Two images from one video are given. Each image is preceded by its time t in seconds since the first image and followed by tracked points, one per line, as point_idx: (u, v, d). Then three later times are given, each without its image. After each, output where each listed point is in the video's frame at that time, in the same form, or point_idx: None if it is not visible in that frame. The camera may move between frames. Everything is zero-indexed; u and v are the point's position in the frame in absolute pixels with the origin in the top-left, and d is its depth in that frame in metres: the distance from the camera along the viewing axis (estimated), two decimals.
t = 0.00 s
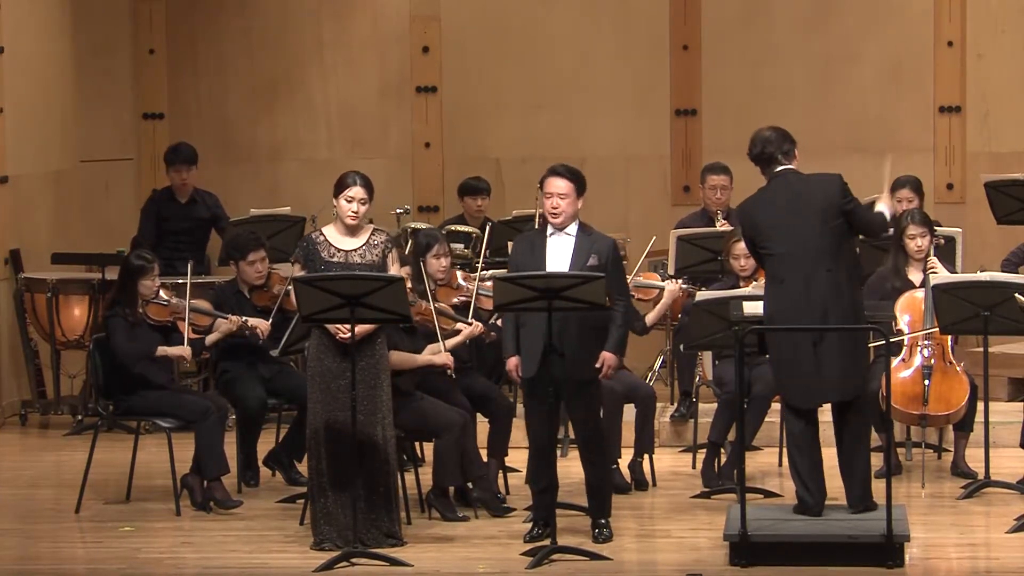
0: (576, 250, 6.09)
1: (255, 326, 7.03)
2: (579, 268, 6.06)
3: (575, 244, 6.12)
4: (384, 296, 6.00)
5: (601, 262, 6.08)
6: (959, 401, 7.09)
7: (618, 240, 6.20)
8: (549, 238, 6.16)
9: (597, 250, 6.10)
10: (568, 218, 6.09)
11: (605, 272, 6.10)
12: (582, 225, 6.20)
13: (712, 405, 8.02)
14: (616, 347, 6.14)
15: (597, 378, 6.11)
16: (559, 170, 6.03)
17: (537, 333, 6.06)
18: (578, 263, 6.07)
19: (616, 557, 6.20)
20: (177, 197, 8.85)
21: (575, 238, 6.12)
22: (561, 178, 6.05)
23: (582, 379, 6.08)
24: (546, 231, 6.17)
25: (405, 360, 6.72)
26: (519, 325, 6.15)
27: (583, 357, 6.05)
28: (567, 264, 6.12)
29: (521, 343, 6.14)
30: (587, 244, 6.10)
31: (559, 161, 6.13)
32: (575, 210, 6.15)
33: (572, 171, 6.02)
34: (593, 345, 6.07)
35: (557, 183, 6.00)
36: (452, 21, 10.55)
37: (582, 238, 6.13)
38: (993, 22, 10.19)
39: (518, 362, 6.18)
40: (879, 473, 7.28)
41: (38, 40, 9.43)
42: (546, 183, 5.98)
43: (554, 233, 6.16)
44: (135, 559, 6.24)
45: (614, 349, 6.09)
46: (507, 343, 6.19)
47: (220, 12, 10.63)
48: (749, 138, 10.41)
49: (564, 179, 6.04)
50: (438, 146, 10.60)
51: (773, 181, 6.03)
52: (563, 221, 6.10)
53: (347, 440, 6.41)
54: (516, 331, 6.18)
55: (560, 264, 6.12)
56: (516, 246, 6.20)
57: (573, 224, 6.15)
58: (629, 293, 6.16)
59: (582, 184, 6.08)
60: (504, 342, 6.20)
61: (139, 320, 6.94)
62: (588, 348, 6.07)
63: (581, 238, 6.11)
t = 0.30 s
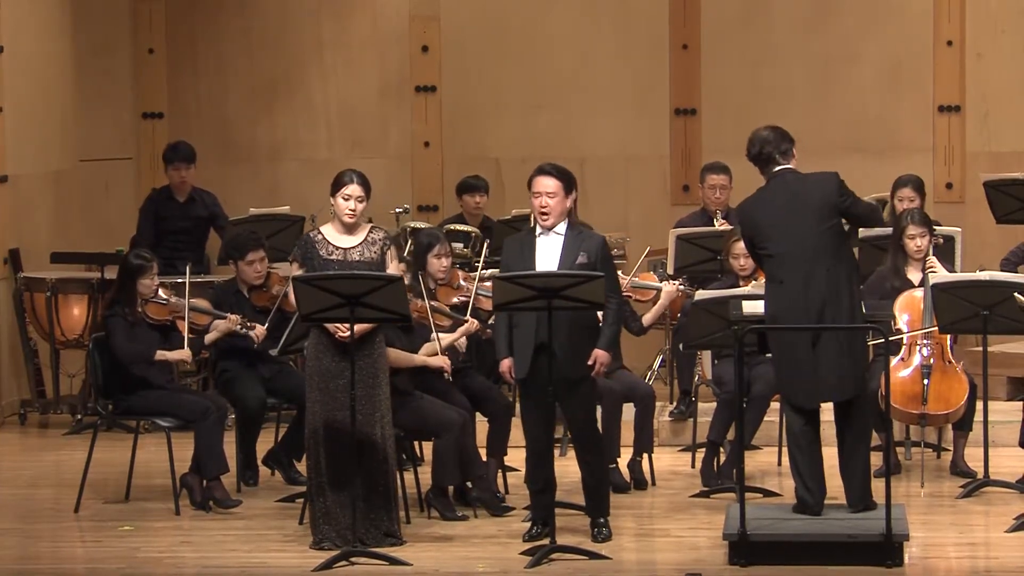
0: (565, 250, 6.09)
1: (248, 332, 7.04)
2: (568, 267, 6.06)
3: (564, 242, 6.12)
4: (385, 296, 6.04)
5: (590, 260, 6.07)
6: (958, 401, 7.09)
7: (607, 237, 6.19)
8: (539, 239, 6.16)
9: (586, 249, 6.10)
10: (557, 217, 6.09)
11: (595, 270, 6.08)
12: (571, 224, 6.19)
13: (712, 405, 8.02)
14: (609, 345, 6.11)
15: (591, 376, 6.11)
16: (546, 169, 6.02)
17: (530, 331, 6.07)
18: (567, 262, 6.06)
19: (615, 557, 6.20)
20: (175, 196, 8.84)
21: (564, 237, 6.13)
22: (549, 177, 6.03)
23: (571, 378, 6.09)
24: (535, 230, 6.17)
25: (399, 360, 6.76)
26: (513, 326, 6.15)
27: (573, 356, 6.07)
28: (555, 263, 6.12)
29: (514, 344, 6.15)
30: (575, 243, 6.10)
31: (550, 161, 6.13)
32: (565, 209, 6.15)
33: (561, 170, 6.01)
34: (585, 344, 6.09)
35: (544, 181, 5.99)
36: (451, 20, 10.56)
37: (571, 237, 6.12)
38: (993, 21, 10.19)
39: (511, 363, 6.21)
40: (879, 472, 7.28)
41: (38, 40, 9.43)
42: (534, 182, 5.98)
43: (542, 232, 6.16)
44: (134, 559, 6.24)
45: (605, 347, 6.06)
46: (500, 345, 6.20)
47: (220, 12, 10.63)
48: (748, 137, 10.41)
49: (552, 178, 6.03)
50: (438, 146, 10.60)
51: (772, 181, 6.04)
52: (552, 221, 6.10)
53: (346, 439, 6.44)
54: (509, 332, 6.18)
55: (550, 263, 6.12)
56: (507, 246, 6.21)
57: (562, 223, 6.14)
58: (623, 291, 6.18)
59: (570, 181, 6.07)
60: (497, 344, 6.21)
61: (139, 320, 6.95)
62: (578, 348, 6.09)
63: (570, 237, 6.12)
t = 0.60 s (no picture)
0: (569, 249, 6.10)
1: (237, 339, 6.97)
2: (573, 266, 6.06)
3: (568, 242, 6.13)
4: (386, 296, 6.05)
5: (595, 259, 6.08)
6: (959, 400, 7.09)
7: (610, 238, 6.20)
8: (542, 239, 6.17)
9: (590, 248, 6.11)
10: (562, 217, 6.07)
11: (599, 270, 6.10)
12: (574, 225, 6.20)
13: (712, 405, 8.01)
14: (611, 344, 6.12)
15: (594, 375, 6.11)
16: (549, 170, 6.00)
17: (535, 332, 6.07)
18: (573, 261, 6.07)
19: (616, 557, 6.20)
20: (173, 197, 8.83)
21: (568, 237, 6.13)
22: (551, 176, 6.01)
23: (574, 378, 6.08)
24: (539, 231, 6.17)
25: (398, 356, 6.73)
26: (517, 327, 6.15)
27: (578, 354, 6.05)
28: (561, 263, 6.12)
29: (519, 345, 6.14)
30: (580, 243, 6.11)
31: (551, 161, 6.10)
32: (568, 209, 6.12)
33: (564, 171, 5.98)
34: (588, 345, 6.07)
35: (548, 182, 5.97)
36: (451, 20, 10.55)
37: (575, 237, 6.13)
38: (993, 21, 10.18)
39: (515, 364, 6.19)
40: (879, 473, 7.28)
41: (38, 40, 9.42)
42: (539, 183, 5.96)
43: (546, 232, 6.15)
44: (135, 558, 6.24)
45: (609, 347, 6.06)
46: (504, 345, 6.19)
47: (220, 12, 10.62)
48: (748, 137, 10.41)
49: (555, 178, 6.01)
50: (438, 146, 10.60)
51: (779, 177, 6.04)
52: (557, 221, 6.08)
53: (346, 439, 6.45)
54: (513, 332, 6.17)
55: (555, 263, 6.13)
56: (509, 247, 6.20)
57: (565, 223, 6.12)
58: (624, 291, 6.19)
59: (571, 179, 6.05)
60: (500, 345, 6.19)
61: (139, 319, 6.95)
62: (582, 347, 6.07)
63: (575, 237, 6.12)
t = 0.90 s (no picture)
0: (579, 249, 6.00)
1: (239, 334, 6.82)
2: (584, 267, 5.96)
3: (578, 242, 6.03)
4: (384, 296, 5.94)
5: (605, 259, 5.99)
6: (966, 402, 6.97)
7: (620, 238, 6.11)
8: (551, 238, 6.06)
9: (601, 248, 6.01)
10: (572, 217, 6.01)
11: (609, 270, 6.00)
12: (583, 224, 6.11)
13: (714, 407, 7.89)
14: (621, 346, 6.02)
15: (605, 378, 6.03)
16: (560, 169, 5.93)
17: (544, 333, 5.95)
18: (583, 262, 5.97)
19: (617, 562, 6.08)
20: (163, 196, 8.72)
21: (578, 237, 6.04)
22: (562, 177, 5.94)
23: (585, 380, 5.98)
24: (547, 231, 6.07)
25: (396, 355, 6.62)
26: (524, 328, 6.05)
27: (587, 356, 5.95)
28: (570, 263, 6.02)
29: (527, 347, 6.03)
30: (590, 243, 6.01)
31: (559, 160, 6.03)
32: (578, 208, 6.06)
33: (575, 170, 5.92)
34: (595, 346, 5.96)
35: (560, 181, 5.90)
36: (450, 16, 10.45)
37: (585, 237, 6.03)
38: (1000, 17, 10.05)
39: (524, 365, 6.10)
40: (885, 476, 7.16)
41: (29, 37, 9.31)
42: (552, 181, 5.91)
43: (555, 233, 6.06)
44: (127, 563, 6.12)
45: (619, 348, 5.97)
46: (511, 347, 6.08)
47: (216, 8, 10.51)
48: (751, 135, 10.30)
49: (565, 178, 5.94)
50: (436, 144, 10.49)
51: (785, 181, 5.95)
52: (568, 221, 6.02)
53: (343, 442, 6.34)
54: (521, 333, 6.06)
55: (564, 263, 6.03)
56: (515, 248, 6.06)
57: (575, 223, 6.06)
58: (632, 292, 6.09)
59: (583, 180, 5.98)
60: (507, 346, 6.09)
61: (132, 320, 6.83)
62: (592, 347, 5.95)
63: (585, 237, 6.03)
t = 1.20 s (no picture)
0: (591, 248, 5.76)
1: (221, 343, 6.56)
2: (596, 266, 5.73)
3: (590, 240, 5.78)
4: (377, 295, 5.66)
5: (618, 258, 5.75)
6: (988, 408, 6.65)
7: (633, 237, 5.89)
8: (562, 235, 5.83)
9: (613, 247, 5.77)
10: (584, 211, 5.75)
11: (622, 269, 5.77)
12: (595, 221, 5.85)
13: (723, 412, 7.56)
14: (634, 349, 5.79)
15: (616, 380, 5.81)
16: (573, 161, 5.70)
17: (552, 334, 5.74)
18: (595, 260, 5.73)
19: None
20: (145, 191, 8.40)
21: (589, 234, 5.79)
22: (574, 169, 5.70)
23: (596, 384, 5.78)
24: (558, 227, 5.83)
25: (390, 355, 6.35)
26: (529, 329, 5.79)
27: (597, 360, 5.73)
28: (582, 263, 5.79)
29: (535, 349, 5.77)
30: (602, 241, 5.77)
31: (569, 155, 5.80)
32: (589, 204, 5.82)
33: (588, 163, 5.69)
34: (603, 349, 5.74)
35: (573, 173, 5.66)
36: (448, 3, 10.14)
37: (597, 235, 5.79)
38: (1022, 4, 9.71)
39: (530, 368, 5.81)
40: (902, 485, 6.85)
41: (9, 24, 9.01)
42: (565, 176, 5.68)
43: (567, 229, 5.83)
44: None
45: (631, 352, 5.73)
46: (517, 348, 5.81)
47: None
48: (762, 127, 9.97)
49: (577, 171, 5.70)
50: (433, 136, 10.18)
51: (793, 169, 5.60)
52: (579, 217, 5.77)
53: (336, 448, 6.05)
54: (527, 334, 5.80)
55: (576, 262, 5.80)
56: (524, 245, 5.83)
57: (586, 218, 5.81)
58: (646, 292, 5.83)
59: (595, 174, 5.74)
60: (514, 347, 5.82)
61: (115, 322, 6.54)
62: (602, 349, 5.75)
63: (597, 234, 5.78)
